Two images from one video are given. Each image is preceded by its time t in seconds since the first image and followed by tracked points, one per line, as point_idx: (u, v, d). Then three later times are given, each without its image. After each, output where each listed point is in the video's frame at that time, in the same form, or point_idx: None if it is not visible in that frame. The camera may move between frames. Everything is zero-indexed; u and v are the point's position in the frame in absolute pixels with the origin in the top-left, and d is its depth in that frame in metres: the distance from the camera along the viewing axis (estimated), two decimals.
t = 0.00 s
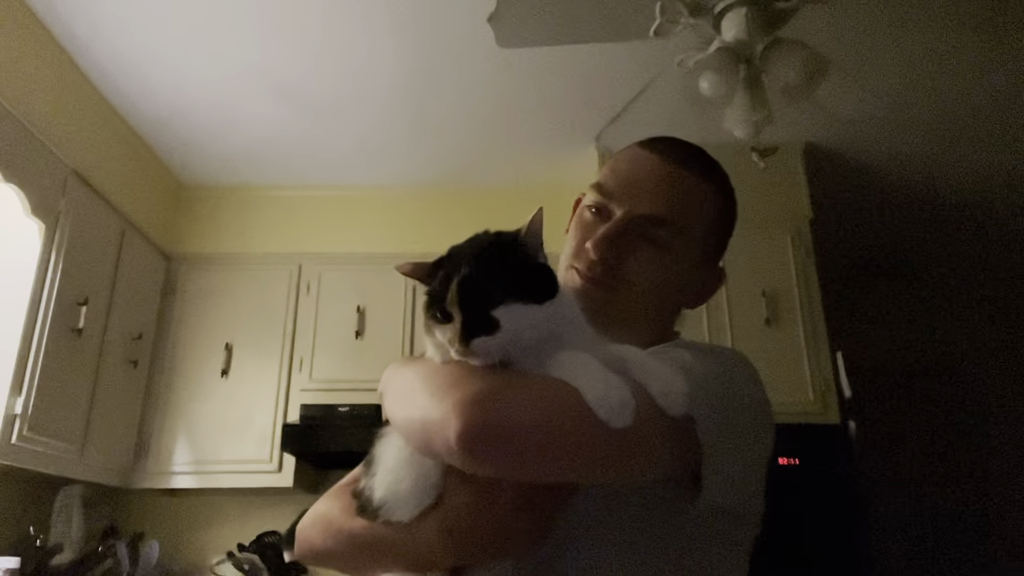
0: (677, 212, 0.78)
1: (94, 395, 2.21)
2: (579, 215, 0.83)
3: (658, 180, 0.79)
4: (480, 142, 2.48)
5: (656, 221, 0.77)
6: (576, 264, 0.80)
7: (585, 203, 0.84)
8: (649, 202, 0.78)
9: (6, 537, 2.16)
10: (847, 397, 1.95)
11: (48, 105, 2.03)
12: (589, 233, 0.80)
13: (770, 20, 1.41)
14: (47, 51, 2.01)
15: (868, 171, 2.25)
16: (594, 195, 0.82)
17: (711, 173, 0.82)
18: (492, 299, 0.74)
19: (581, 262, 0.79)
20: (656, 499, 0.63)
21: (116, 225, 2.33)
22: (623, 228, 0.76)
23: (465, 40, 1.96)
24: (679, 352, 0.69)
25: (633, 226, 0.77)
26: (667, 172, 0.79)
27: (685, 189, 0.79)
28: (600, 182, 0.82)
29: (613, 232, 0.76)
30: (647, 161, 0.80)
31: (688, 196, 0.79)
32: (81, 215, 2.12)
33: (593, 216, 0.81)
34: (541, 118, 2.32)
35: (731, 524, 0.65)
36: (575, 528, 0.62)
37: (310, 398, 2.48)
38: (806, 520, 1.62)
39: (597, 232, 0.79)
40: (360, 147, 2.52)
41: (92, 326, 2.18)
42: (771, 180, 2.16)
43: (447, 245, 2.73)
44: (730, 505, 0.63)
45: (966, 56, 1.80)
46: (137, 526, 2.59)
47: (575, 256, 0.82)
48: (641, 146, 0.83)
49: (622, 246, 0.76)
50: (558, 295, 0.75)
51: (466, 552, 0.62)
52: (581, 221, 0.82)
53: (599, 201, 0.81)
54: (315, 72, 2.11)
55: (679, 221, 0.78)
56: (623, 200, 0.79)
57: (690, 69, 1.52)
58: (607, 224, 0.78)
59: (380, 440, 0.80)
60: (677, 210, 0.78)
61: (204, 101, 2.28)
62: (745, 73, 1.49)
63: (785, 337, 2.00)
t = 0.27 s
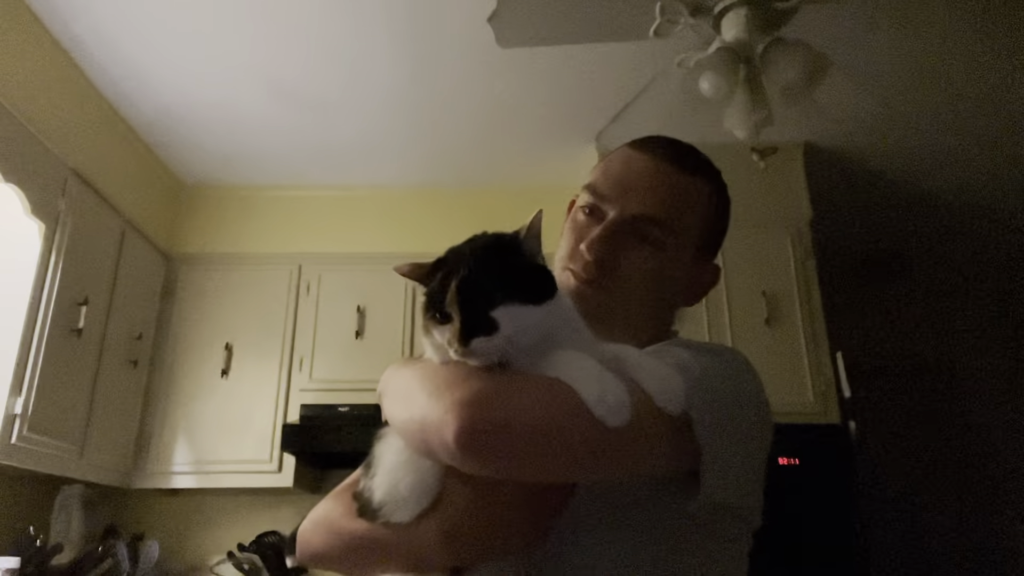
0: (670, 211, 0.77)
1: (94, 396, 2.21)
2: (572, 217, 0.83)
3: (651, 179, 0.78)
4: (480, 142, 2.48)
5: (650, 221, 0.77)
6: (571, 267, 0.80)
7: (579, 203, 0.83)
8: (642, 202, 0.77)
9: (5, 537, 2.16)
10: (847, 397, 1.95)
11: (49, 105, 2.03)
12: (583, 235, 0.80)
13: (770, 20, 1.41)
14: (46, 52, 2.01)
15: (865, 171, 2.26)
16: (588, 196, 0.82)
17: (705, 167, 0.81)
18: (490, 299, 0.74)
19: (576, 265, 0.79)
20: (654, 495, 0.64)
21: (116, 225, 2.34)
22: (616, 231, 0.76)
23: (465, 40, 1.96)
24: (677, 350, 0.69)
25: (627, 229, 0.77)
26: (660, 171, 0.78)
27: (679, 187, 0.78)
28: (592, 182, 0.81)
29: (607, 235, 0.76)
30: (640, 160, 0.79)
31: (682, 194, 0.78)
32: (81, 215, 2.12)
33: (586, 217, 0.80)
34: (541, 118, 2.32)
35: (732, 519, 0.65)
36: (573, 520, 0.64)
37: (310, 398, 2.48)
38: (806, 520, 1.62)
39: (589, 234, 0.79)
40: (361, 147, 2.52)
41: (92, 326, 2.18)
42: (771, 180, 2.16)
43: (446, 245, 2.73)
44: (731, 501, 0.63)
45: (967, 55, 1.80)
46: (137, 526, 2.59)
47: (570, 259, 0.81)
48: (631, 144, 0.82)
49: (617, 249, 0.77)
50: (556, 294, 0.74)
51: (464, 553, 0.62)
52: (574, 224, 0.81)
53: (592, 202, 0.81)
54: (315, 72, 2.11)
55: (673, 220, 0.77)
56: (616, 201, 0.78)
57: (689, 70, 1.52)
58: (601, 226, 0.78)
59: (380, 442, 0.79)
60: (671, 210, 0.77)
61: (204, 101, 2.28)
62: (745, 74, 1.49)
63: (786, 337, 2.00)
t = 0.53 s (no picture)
0: (666, 211, 0.78)
1: (94, 396, 2.21)
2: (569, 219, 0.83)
3: (646, 180, 0.78)
4: (480, 142, 2.48)
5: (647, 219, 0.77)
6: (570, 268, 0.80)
7: (575, 206, 0.84)
8: (638, 202, 0.78)
9: (6, 537, 2.16)
10: (847, 396, 1.94)
11: (48, 105, 2.03)
12: (580, 236, 0.80)
13: (770, 20, 1.41)
14: (46, 52, 2.01)
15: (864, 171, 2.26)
16: (583, 198, 0.82)
17: (699, 169, 0.81)
18: (493, 302, 0.73)
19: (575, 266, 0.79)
20: (653, 494, 0.64)
21: (116, 224, 2.33)
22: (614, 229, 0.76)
23: (465, 39, 1.96)
24: (675, 351, 0.69)
25: (625, 227, 0.77)
26: (655, 171, 0.79)
27: (673, 187, 0.79)
28: (588, 185, 0.82)
29: (605, 234, 0.76)
30: (635, 162, 0.80)
31: (677, 193, 0.78)
32: (81, 215, 2.12)
33: (583, 219, 0.81)
34: (541, 118, 2.32)
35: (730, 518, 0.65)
36: (573, 520, 0.63)
37: (310, 398, 2.48)
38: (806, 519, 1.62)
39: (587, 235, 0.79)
40: (361, 147, 2.52)
41: (92, 326, 2.18)
42: (771, 180, 2.16)
43: (446, 245, 2.73)
44: (729, 501, 0.63)
45: (965, 55, 1.81)
46: (137, 526, 2.59)
47: (568, 261, 0.81)
48: (627, 147, 0.82)
49: (614, 248, 0.77)
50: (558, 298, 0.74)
51: (464, 553, 0.62)
52: (571, 225, 0.82)
53: (588, 203, 0.81)
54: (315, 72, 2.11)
55: (669, 219, 0.78)
56: (612, 202, 0.79)
57: (689, 70, 1.52)
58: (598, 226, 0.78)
59: (380, 443, 0.80)
60: (667, 209, 0.78)
61: (204, 101, 2.28)
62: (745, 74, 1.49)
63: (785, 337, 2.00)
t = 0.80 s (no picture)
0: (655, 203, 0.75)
1: (94, 396, 2.21)
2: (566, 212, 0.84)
3: (636, 171, 0.77)
4: (480, 142, 2.48)
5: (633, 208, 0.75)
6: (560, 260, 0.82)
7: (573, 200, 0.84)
8: (626, 192, 0.76)
9: (6, 537, 2.16)
10: (848, 396, 1.94)
11: (48, 105, 2.03)
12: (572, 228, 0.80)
13: (770, 20, 1.41)
14: (46, 52, 2.01)
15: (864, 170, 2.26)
16: (580, 191, 0.82)
17: (696, 163, 0.79)
18: (503, 307, 0.78)
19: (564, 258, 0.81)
20: (655, 497, 0.63)
21: (116, 225, 2.33)
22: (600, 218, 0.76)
23: (464, 39, 1.96)
24: (678, 355, 0.68)
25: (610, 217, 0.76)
26: (647, 163, 0.77)
27: (665, 179, 0.76)
28: (584, 179, 0.81)
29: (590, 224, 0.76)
30: (629, 154, 0.79)
31: (668, 184, 0.76)
32: (81, 214, 2.12)
33: (576, 212, 0.81)
34: (541, 118, 2.32)
35: (732, 521, 0.64)
36: (573, 524, 0.62)
37: (310, 398, 2.48)
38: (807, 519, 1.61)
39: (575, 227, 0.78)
40: (361, 147, 2.52)
41: (92, 326, 2.18)
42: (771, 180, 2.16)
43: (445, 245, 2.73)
44: (729, 504, 0.63)
45: (966, 53, 1.80)
46: (137, 526, 2.59)
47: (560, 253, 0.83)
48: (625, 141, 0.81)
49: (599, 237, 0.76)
50: (564, 302, 0.78)
51: (466, 555, 0.62)
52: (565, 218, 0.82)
53: (583, 196, 0.80)
54: (315, 72, 2.11)
55: (659, 212, 0.75)
56: (604, 192, 0.78)
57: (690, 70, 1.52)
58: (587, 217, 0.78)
59: (381, 441, 0.79)
60: (655, 200, 0.75)
61: (204, 101, 2.28)
62: (745, 74, 1.49)
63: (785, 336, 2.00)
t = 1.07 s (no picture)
0: (668, 203, 0.76)
1: (94, 396, 2.21)
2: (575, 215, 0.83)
3: (649, 173, 0.77)
4: (480, 142, 2.48)
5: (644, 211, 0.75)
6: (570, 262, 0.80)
7: (581, 203, 0.83)
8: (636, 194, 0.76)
9: (6, 537, 2.16)
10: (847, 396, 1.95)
11: (48, 105, 2.03)
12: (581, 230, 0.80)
13: (770, 20, 1.41)
14: (46, 52, 2.00)
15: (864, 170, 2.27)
16: (588, 193, 0.82)
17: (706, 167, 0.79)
18: (510, 309, 0.75)
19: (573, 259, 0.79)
20: (660, 500, 0.62)
21: (116, 224, 2.33)
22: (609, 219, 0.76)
23: (465, 39, 1.96)
24: (685, 359, 0.69)
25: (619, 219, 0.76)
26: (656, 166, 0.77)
27: (678, 181, 0.77)
28: (595, 181, 0.81)
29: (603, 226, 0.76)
30: (639, 157, 0.79)
31: (678, 187, 0.76)
32: (81, 214, 2.11)
33: (588, 213, 0.80)
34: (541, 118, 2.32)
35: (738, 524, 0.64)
36: (576, 525, 0.62)
37: (310, 398, 2.48)
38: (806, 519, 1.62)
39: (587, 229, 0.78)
40: (361, 147, 2.52)
41: (92, 326, 2.18)
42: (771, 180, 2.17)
43: (446, 245, 2.73)
44: (733, 505, 0.63)
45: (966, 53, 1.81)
46: (137, 526, 2.58)
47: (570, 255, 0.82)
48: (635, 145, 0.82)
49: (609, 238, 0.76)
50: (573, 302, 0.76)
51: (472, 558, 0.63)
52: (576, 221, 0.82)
53: (592, 198, 0.80)
54: (315, 72, 2.11)
55: (672, 213, 0.75)
56: (614, 194, 0.78)
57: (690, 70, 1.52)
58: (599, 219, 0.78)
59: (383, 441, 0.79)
60: (664, 203, 0.75)
61: (204, 101, 2.28)
62: (745, 74, 1.49)
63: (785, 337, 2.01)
